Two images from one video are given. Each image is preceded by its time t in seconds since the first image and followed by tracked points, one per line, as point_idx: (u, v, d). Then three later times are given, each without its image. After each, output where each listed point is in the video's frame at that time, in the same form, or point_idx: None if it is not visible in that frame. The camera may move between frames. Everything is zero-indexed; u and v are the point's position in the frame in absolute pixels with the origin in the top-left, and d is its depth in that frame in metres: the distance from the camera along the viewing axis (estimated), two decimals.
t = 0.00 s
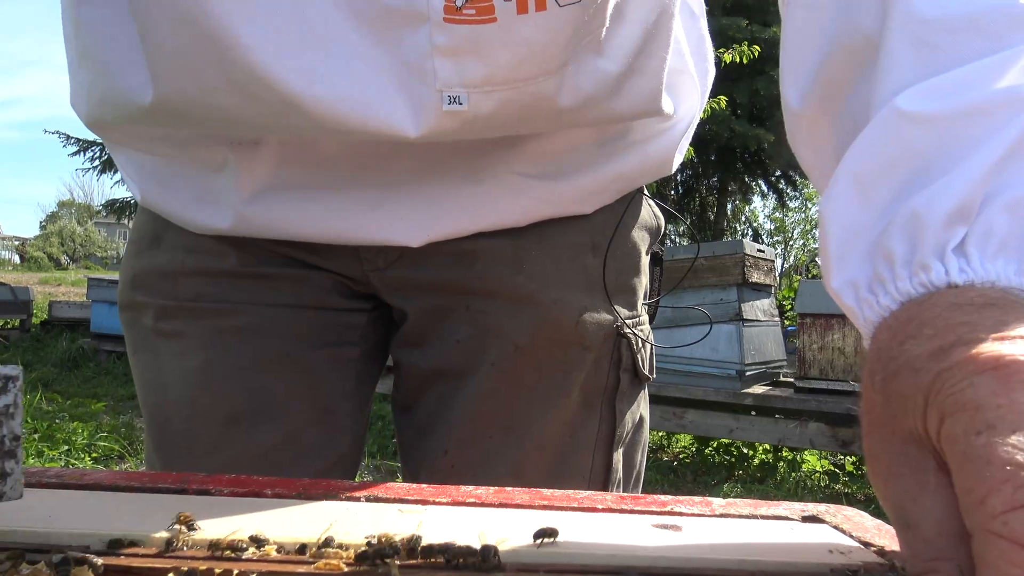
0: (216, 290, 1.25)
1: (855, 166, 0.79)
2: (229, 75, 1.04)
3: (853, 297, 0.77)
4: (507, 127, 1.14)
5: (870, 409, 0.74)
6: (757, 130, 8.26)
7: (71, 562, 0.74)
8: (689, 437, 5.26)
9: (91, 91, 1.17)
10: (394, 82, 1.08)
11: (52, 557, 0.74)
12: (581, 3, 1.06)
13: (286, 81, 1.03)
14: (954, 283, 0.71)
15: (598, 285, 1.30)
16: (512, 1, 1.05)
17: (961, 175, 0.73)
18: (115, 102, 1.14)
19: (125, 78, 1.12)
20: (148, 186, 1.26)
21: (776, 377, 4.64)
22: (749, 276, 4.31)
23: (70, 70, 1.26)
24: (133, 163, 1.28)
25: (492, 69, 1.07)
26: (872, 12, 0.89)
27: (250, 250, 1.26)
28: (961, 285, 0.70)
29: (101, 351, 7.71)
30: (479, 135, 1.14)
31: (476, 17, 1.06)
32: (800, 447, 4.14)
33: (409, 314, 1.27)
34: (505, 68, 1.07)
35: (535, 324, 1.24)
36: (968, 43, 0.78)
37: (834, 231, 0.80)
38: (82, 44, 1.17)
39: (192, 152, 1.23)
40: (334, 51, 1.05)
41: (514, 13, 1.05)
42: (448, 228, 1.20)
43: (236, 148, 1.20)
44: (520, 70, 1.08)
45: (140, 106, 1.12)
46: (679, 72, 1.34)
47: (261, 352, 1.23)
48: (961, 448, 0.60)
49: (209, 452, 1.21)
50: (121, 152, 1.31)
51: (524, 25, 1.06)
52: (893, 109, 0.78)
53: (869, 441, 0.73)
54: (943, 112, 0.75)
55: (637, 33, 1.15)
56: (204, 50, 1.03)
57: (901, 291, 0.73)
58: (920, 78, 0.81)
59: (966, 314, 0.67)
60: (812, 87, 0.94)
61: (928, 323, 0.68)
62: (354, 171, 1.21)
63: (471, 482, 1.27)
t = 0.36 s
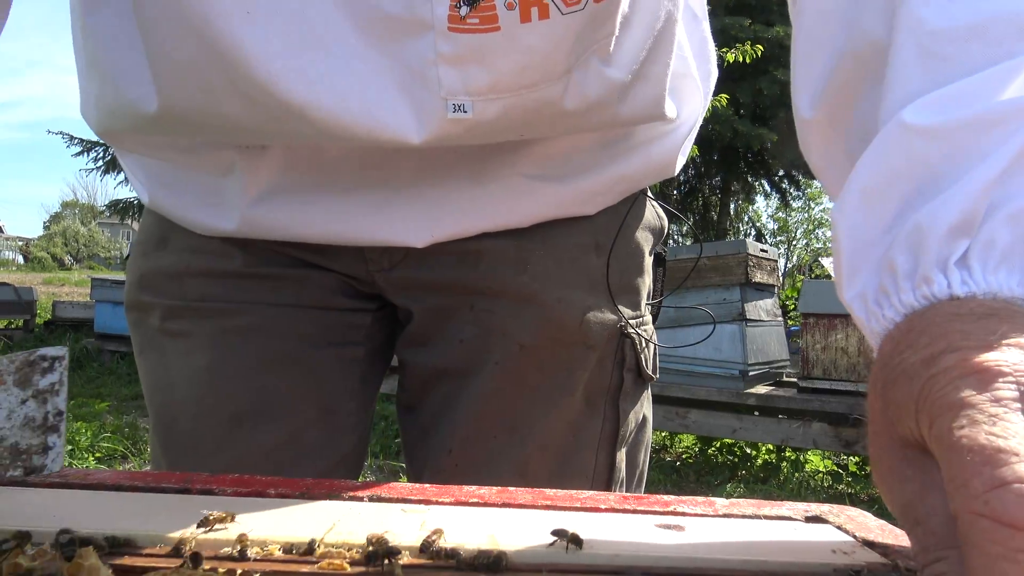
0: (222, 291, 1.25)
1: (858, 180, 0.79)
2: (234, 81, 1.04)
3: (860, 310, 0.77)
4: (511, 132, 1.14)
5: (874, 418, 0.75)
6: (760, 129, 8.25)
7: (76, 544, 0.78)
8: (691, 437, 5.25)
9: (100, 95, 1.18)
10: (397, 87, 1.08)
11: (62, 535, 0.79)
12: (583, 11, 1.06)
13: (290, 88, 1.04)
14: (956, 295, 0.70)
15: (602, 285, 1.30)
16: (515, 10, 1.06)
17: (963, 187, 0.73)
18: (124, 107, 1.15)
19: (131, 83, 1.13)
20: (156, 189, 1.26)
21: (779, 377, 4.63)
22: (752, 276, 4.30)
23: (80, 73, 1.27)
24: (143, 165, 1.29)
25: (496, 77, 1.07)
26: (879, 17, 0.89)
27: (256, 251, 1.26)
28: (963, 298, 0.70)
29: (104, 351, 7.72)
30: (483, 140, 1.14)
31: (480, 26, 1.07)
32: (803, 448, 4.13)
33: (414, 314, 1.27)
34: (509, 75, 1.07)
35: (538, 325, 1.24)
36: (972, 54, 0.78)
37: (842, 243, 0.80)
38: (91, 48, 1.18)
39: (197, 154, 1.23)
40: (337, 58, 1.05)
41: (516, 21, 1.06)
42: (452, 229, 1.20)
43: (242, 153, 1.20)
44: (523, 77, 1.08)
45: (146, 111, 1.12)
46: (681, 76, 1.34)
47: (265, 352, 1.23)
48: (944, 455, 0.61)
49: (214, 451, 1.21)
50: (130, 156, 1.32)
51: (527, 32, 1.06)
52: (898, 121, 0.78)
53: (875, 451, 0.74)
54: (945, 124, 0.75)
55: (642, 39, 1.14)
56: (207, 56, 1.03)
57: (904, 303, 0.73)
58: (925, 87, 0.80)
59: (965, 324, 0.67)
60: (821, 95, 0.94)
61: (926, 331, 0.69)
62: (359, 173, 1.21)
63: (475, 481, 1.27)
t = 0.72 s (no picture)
0: (225, 291, 1.25)
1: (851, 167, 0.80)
2: (235, 80, 1.04)
3: (853, 293, 0.78)
4: (512, 131, 1.14)
5: (871, 380, 0.76)
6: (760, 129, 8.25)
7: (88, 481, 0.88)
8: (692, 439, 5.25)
9: (103, 95, 1.18)
10: (399, 87, 1.08)
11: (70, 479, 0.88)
12: (584, 11, 1.07)
13: (291, 87, 1.04)
14: (950, 272, 0.70)
15: (603, 286, 1.30)
16: (517, 9, 1.05)
17: (956, 168, 0.73)
18: (126, 106, 1.15)
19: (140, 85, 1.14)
20: (157, 188, 1.27)
21: (780, 378, 4.63)
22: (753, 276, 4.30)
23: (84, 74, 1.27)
24: (145, 166, 1.30)
25: (497, 76, 1.07)
26: (876, 16, 0.89)
27: (259, 252, 1.26)
28: (957, 274, 0.70)
29: (106, 352, 7.72)
30: (484, 140, 1.15)
31: (481, 25, 1.06)
32: (804, 448, 4.13)
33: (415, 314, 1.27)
34: (509, 74, 1.07)
35: (540, 325, 1.24)
36: (971, 50, 0.78)
37: (841, 227, 0.81)
38: (95, 48, 1.18)
39: (200, 154, 1.23)
40: (338, 57, 1.05)
41: (518, 21, 1.06)
42: (454, 229, 1.20)
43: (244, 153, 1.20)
44: (524, 76, 1.08)
45: (152, 113, 1.13)
46: (682, 76, 1.34)
47: (267, 352, 1.23)
48: (938, 407, 0.62)
49: (215, 451, 1.21)
50: (133, 157, 1.33)
51: (528, 32, 1.06)
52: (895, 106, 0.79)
53: (871, 441, 0.76)
54: (940, 109, 0.76)
55: (638, 38, 1.15)
56: (209, 55, 1.04)
57: (900, 281, 0.73)
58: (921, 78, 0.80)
59: (958, 301, 0.67)
60: (819, 92, 0.94)
61: (921, 302, 0.70)
62: (360, 173, 1.21)
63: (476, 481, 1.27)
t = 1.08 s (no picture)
0: (229, 292, 1.25)
1: (871, 108, 0.99)
2: (240, 73, 1.05)
3: (874, 214, 0.95)
4: (514, 126, 1.14)
5: (887, 289, 0.92)
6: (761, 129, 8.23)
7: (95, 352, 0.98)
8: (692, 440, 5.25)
9: (110, 90, 1.19)
10: (406, 80, 1.09)
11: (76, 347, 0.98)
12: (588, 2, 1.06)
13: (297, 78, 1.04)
14: (964, 186, 0.85)
15: (605, 286, 1.30)
16: None
17: (965, 98, 0.90)
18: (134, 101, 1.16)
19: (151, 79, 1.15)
20: (160, 185, 1.26)
21: (779, 379, 4.63)
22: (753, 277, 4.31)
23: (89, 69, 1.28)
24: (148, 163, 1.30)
25: (501, 67, 1.07)
26: None
27: (262, 252, 1.26)
28: (972, 188, 0.84)
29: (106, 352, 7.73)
30: (486, 135, 1.15)
31: (486, 15, 1.06)
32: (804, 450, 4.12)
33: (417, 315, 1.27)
34: (513, 65, 1.07)
35: (542, 325, 1.24)
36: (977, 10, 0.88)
37: (858, 163, 1.00)
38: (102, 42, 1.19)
39: (203, 151, 1.23)
40: (344, 49, 1.06)
41: (522, 11, 1.05)
42: (456, 228, 1.20)
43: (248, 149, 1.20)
44: (528, 68, 1.08)
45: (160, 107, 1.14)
46: (681, 76, 1.34)
47: (270, 355, 1.23)
48: (943, 283, 0.77)
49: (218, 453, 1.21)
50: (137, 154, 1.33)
51: (534, 22, 1.06)
52: (910, 51, 0.95)
53: (880, 338, 0.93)
54: (947, 47, 0.93)
55: (640, 32, 1.15)
56: (217, 48, 1.04)
57: (917, 199, 0.89)
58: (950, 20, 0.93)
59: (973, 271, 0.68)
60: (822, 64, 1.13)
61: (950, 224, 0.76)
62: (364, 172, 1.21)
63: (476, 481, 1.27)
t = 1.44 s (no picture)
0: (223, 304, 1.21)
1: (891, 26, 1.17)
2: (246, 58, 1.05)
3: (897, 113, 1.13)
4: (515, 114, 1.13)
5: (906, 180, 1.09)
6: (756, 131, 8.18)
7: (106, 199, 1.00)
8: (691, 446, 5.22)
9: (115, 87, 1.18)
10: (409, 66, 1.08)
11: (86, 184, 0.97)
12: None
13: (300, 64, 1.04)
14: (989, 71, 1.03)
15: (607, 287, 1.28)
16: None
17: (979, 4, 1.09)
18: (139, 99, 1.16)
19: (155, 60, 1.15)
20: (158, 188, 1.24)
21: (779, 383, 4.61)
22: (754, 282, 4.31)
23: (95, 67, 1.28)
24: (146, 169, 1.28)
25: (503, 51, 1.07)
26: None
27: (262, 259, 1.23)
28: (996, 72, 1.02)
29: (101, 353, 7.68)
30: (487, 128, 1.15)
31: None
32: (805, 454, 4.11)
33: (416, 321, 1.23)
34: (516, 50, 1.07)
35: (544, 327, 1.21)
36: None
37: (876, 81, 1.19)
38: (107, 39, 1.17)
39: (202, 153, 1.21)
40: (347, 37, 1.06)
41: None
42: (459, 231, 1.16)
43: (248, 150, 1.19)
44: (531, 51, 1.07)
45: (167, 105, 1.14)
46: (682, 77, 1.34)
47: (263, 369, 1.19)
48: (960, 142, 0.94)
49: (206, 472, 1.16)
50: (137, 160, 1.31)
51: (536, 6, 1.06)
52: None
53: (898, 212, 1.09)
54: None
55: (640, 25, 1.15)
56: (224, 35, 1.05)
57: (942, 88, 1.07)
58: None
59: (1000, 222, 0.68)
60: (835, 23, 1.30)
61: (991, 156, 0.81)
62: (366, 173, 1.21)
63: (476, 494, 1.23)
